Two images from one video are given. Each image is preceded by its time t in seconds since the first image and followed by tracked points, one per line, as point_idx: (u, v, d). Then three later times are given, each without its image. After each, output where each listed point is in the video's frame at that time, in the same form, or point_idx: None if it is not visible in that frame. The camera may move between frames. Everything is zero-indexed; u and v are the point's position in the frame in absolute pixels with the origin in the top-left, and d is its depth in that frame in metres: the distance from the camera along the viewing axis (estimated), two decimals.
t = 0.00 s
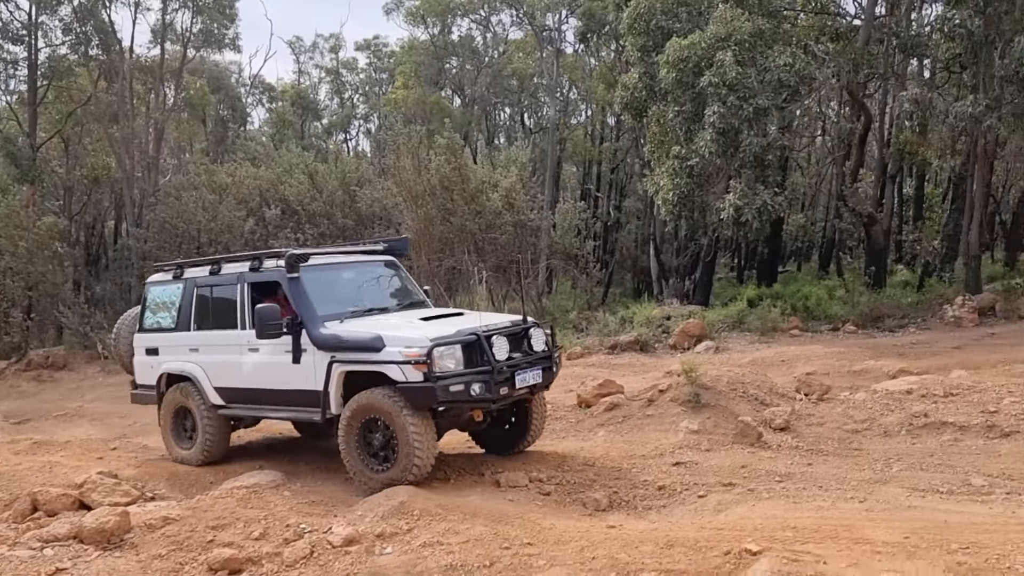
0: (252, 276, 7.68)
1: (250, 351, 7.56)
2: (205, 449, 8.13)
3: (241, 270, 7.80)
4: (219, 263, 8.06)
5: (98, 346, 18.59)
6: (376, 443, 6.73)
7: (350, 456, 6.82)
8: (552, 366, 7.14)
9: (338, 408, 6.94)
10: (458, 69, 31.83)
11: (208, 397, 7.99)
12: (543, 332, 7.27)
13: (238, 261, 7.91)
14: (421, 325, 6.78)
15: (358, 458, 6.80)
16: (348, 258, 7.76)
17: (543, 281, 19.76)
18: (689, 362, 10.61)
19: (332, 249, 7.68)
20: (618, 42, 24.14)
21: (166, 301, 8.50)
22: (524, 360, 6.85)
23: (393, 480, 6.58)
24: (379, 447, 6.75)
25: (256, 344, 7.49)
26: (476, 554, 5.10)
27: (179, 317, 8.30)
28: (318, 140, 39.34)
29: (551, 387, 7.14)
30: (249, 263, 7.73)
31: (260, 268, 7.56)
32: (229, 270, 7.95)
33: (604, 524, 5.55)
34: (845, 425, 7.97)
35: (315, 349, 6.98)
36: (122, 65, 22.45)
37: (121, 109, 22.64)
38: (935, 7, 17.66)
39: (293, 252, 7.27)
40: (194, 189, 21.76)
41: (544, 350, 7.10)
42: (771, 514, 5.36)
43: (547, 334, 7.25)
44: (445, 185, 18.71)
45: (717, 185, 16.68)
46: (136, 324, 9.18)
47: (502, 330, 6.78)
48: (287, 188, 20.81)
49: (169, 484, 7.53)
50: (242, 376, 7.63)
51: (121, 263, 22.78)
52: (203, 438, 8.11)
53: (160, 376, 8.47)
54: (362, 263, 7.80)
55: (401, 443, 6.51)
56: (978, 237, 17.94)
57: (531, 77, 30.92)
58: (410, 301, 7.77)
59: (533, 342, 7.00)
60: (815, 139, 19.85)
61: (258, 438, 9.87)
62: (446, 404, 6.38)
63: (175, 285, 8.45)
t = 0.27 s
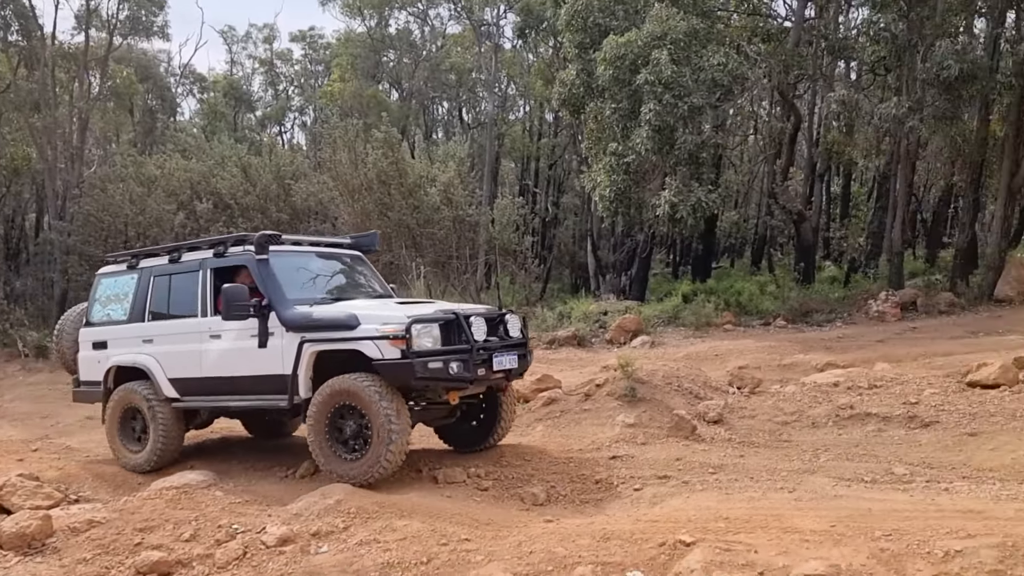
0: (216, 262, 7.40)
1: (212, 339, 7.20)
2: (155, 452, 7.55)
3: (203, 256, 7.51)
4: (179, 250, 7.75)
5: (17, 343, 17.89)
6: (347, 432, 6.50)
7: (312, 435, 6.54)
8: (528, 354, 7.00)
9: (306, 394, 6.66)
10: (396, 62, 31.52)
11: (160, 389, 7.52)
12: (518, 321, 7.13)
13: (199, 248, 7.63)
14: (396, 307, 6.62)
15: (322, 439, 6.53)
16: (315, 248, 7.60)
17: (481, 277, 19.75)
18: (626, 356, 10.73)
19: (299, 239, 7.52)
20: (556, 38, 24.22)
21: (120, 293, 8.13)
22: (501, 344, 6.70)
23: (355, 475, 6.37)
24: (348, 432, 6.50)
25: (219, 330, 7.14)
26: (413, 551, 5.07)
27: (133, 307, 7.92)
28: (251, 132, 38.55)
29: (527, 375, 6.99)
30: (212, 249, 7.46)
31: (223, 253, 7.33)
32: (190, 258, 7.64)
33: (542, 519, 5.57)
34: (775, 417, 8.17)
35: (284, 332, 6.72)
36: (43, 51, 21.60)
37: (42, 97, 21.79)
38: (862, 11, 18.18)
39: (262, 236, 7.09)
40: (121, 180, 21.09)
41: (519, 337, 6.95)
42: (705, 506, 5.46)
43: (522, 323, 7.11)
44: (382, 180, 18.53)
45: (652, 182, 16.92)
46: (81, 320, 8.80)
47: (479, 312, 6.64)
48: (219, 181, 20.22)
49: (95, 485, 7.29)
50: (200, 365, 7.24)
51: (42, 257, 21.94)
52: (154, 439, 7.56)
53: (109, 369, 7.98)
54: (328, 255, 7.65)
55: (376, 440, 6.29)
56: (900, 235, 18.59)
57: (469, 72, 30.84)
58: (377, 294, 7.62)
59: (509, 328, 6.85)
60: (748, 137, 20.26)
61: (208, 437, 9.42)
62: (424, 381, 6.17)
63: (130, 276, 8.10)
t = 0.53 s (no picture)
0: (164, 261, 6.89)
1: (165, 344, 6.73)
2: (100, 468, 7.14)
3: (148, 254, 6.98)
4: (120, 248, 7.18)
5: None
6: (324, 441, 6.20)
7: (288, 429, 6.19)
8: (503, 349, 6.84)
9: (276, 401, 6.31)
10: (326, 54, 31.05)
11: (110, 398, 7.03)
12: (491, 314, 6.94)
13: (143, 246, 7.10)
14: (367, 307, 6.29)
15: (297, 434, 6.20)
16: (270, 242, 7.17)
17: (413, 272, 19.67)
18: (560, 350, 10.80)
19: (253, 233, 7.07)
20: (489, 32, 24.14)
21: (54, 293, 7.53)
22: (478, 342, 6.50)
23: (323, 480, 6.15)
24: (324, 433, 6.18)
25: (173, 335, 6.68)
26: (346, 549, 5.01)
27: (71, 310, 7.34)
28: (176, 124, 37.51)
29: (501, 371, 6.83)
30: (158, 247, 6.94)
31: (171, 251, 6.82)
32: (133, 257, 7.11)
33: (475, 514, 5.56)
34: (705, 409, 8.34)
35: (246, 337, 6.31)
36: None
37: None
38: (787, 13, 18.67)
39: (215, 234, 6.58)
40: (36, 172, 20.28)
41: (495, 332, 6.78)
42: (637, 497, 5.53)
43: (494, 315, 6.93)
44: (313, 174, 18.13)
45: (585, 178, 17.06)
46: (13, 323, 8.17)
47: (455, 309, 6.42)
48: (142, 173, 19.54)
49: (10, 490, 6.99)
50: (153, 372, 6.77)
51: None
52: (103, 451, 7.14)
53: (49, 377, 7.41)
54: (284, 249, 7.22)
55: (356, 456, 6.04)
56: (822, 231, 19.17)
57: (401, 66, 30.61)
58: (337, 288, 7.28)
59: (486, 324, 6.67)
60: (678, 135, 20.62)
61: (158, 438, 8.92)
62: (404, 388, 5.92)
63: (64, 275, 7.50)
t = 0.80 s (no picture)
0: (116, 269, 6.48)
1: (126, 359, 6.39)
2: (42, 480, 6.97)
3: (96, 261, 6.53)
4: (59, 256, 6.68)
5: None
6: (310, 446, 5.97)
7: (273, 427, 5.92)
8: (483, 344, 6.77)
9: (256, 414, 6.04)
10: (262, 50, 30.50)
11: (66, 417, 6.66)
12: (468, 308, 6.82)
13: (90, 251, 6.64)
14: (346, 313, 5.99)
15: (282, 434, 5.94)
16: (230, 240, 6.79)
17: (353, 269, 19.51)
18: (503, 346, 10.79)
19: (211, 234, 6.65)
20: (428, 28, 23.98)
21: None
22: (461, 341, 6.38)
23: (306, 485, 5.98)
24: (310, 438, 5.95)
25: (133, 350, 6.34)
26: (288, 551, 4.95)
27: (13, 322, 6.87)
28: (106, 120, 36.44)
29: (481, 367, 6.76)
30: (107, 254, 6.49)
31: (125, 259, 6.40)
32: (78, 264, 6.63)
33: (419, 511, 5.55)
34: (647, 401, 8.45)
35: (217, 351, 6.01)
36: None
37: None
38: (722, 12, 19.02)
39: (173, 242, 6.14)
40: None
41: (474, 329, 6.69)
42: (581, 490, 5.59)
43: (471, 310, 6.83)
44: (250, 171, 17.75)
45: (527, 174, 17.10)
46: None
47: (436, 311, 6.22)
48: (70, 171, 18.91)
49: None
50: (113, 388, 6.43)
51: None
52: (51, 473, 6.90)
53: None
54: (244, 248, 6.86)
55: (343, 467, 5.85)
56: (758, 225, 19.57)
57: (340, 61, 30.28)
58: (303, 286, 7.01)
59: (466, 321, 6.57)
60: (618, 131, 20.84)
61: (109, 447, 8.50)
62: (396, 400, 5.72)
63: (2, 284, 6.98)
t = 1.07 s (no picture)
0: (117, 258, 6.32)
1: (126, 350, 6.20)
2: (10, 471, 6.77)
3: (98, 250, 6.39)
4: (61, 244, 6.52)
5: None
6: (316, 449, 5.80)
7: (283, 418, 5.75)
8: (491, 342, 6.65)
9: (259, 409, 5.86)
10: (232, 46, 30.21)
11: (63, 410, 6.45)
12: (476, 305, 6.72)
13: (90, 240, 6.47)
14: (355, 305, 5.87)
15: (289, 427, 5.77)
16: (235, 233, 6.64)
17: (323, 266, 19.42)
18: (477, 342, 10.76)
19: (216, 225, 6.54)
20: (399, 24, 23.83)
21: None
22: (471, 337, 6.27)
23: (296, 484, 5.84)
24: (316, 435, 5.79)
25: (134, 341, 6.15)
26: (258, 551, 4.90)
27: (9, 312, 6.68)
28: (72, 116, 35.88)
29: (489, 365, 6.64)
30: (110, 243, 6.35)
31: (127, 248, 6.25)
32: (79, 254, 6.46)
33: (390, 510, 5.51)
34: (619, 397, 8.48)
35: (222, 342, 5.85)
36: None
37: None
38: (692, 10, 19.12)
39: (178, 231, 6.01)
40: None
41: (484, 325, 6.57)
42: (552, 487, 5.59)
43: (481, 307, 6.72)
44: (220, 168, 17.59)
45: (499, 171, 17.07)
46: None
47: (445, 305, 6.12)
48: (36, 168, 18.61)
49: None
50: (113, 380, 6.23)
51: None
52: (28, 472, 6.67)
53: None
54: (249, 240, 6.70)
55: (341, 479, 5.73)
56: (729, 221, 19.71)
57: (311, 57, 30.07)
58: (308, 279, 6.84)
59: (476, 318, 6.45)
60: (590, 128, 20.89)
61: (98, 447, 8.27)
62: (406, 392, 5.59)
63: None
